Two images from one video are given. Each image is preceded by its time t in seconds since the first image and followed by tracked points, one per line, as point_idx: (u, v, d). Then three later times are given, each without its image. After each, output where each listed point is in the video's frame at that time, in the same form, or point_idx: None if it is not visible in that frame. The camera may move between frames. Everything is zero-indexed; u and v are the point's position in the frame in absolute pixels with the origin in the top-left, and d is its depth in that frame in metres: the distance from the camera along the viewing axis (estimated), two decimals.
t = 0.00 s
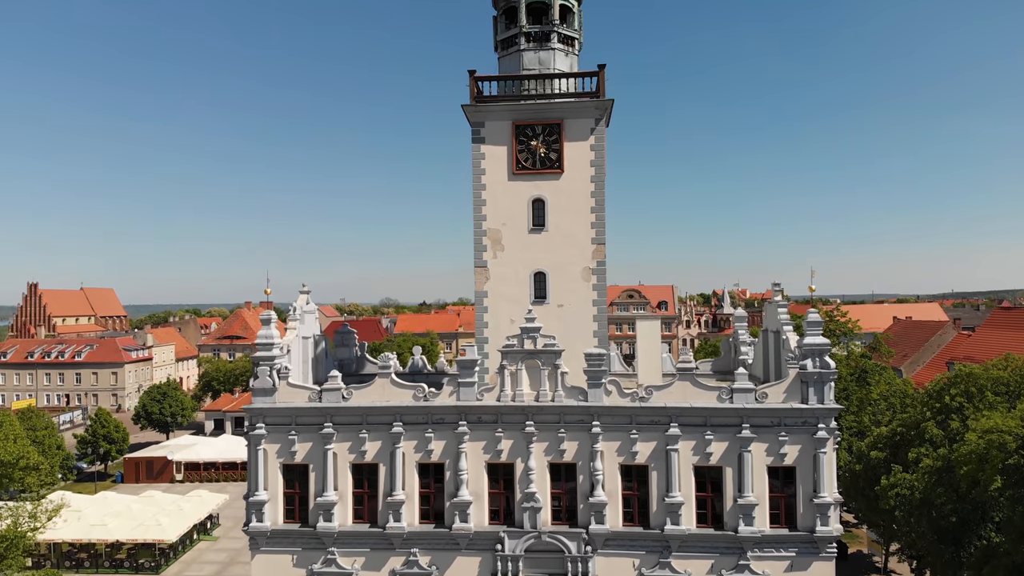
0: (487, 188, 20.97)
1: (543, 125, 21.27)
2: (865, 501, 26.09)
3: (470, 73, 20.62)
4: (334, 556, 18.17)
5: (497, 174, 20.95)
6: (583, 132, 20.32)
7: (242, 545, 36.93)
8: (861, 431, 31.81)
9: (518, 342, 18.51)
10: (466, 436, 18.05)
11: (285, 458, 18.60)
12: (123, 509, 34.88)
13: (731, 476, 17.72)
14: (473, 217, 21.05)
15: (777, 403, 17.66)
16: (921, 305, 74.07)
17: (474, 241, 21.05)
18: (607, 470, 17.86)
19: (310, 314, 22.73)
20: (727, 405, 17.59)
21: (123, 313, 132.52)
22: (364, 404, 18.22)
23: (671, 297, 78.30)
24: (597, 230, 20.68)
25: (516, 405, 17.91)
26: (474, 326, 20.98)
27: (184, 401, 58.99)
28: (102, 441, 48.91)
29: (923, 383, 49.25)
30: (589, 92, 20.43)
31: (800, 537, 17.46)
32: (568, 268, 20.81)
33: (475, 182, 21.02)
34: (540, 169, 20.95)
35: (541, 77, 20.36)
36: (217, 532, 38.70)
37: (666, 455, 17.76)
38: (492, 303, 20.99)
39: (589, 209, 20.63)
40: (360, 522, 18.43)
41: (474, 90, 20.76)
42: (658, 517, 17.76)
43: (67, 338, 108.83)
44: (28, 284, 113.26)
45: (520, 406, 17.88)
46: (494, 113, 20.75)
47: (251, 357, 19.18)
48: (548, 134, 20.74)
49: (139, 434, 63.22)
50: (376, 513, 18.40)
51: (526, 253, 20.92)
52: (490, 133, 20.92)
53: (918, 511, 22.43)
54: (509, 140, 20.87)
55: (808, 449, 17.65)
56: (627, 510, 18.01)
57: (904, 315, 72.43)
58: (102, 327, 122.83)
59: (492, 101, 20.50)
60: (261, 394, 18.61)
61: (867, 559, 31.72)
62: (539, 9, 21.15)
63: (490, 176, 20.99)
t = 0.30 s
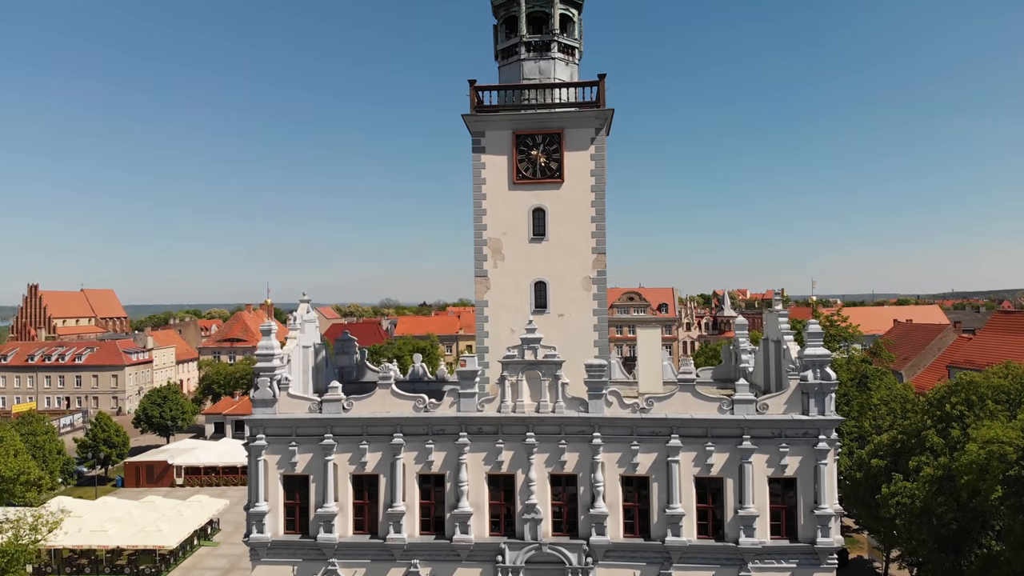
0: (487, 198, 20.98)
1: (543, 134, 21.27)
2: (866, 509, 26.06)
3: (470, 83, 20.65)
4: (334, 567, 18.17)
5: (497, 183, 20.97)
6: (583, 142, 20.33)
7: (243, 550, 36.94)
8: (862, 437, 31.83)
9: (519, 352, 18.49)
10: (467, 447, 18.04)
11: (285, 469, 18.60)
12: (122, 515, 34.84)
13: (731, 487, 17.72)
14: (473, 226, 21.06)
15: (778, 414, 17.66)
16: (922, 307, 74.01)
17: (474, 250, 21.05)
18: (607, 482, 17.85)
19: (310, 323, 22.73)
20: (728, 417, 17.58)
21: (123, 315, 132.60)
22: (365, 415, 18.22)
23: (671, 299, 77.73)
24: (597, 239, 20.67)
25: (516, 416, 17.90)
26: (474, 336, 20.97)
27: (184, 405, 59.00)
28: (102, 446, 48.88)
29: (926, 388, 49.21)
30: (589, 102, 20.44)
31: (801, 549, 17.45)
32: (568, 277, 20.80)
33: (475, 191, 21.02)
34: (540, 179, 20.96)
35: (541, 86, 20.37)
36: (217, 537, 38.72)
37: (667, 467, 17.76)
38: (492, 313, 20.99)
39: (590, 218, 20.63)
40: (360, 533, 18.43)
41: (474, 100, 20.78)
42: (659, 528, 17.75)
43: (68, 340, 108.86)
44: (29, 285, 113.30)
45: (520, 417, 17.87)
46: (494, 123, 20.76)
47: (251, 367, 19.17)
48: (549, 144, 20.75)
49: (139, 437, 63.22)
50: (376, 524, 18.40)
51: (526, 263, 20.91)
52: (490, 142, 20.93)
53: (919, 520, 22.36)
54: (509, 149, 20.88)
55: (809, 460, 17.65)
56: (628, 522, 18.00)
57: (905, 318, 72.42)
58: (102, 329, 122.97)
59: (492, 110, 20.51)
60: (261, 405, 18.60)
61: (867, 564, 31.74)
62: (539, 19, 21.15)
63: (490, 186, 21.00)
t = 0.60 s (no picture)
0: (488, 207, 20.98)
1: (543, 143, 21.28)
2: (866, 516, 26.05)
3: (471, 92, 20.65)
4: None
5: (498, 193, 20.99)
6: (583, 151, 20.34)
7: (243, 556, 36.94)
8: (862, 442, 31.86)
9: (519, 363, 18.46)
10: (467, 458, 18.03)
11: (285, 480, 18.59)
12: (123, 521, 34.83)
13: (733, 499, 17.71)
14: (474, 236, 21.06)
15: (779, 425, 17.65)
16: (921, 310, 74.07)
17: (474, 260, 21.05)
18: (608, 493, 17.85)
19: (311, 331, 22.72)
20: (729, 428, 17.57)
21: (123, 316, 132.61)
22: (365, 426, 18.21)
23: (671, 303, 77.25)
24: (598, 248, 20.66)
25: (517, 427, 17.88)
26: (475, 346, 20.95)
27: (184, 408, 58.96)
28: (103, 450, 48.86)
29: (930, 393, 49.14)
30: (589, 111, 20.44)
31: (802, 560, 17.43)
32: (569, 287, 20.78)
33: (476, 201, 21.02)
34: (540, 188, 20.98)
35: (541, 96, 20.38)
36: (218, 543, 38.74)
37: (668, 478, 17.74)
38: (492, 322, 20.98)
39: (590, 228, 20.63)
40: (360, 544, 18.43)
41: (474, 109, 20.80)
42: (660, 539, 17.73)
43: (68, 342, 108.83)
44: (29, 287, 113.30)
45: (521, 428, 17.85)
46: (495, 132, 20.76)
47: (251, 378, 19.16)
48: (549, 153, 20.74)
49: (139, 441, 63.23)
50: (377, 535, 18.40)
51: (526, 272, 20.91)
52: (491, 152, 20.93)
53: (919, 529, 22.31)
54: (509, 159, 20.89)
55: (810, 471, 17.65)
56: (629, 532, 17.99)
57: (905, 321, 72.35)
58: (102, 330, 123.03)
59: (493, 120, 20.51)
60: (262, 416, 18.60)
61: (868, 569, 31.78)
62: (540, 28, 21.14)
63: (490, 195, 21.01)
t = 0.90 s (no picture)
0: (488, 217, 20.98)
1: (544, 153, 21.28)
2: (866, 524, 26.02)
3: (471, 102, 20.65)
4: None
5: (498, 202, 20.99)
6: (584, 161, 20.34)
7: (243, 561, 36.95)
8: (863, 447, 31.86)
9: (520, 374, 18.44)
10: (468, 469, 18.01)
11: (286, 490, 18.59)
12: (123, 526, 34.81)
13: (734, 510, 17.71)
14: (474, 245, 21.05)
15: (780, 437, 17.66)
16: (922, 313, 74.05)
17: (475, 269, 21.04)
18: (609, 504, 17.83)
19: (312, 340, 22.72)
20: (730, 439, 17.57)
21: (123, 317, 132.74)
22: (365, 437, 18.20)
23: (671, 304, 77.08)
24: (599, 258, 20.66)
25: (518, 438, 17.85)
26: (475, 356, 20.93)
27: (184, 411, 58.84)
28: (103, 454, 48.81)
29: (933, 397, 49.09)
30: (590, 121, 20.44)
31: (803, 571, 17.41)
32: (569, 296, 20.77)
33: (477, 210, 21.02)
34: (541, 198, 20.98)
35: (542, 106, 20.38)
36: (218, 548, 38.76)
37: (669, 489, 17.72)
38: (493, 332, 20.95)
39: (591, 237, 20.63)
40: (361, 554, 18.43)
41: (475, 119, 20.79)
42: (661, 550, 17.73)
43: (68, 343, 108.86)
44: (29, 288, 113.24)
45: (522, 439, 17.83)
46: (495, 142, 20.77)
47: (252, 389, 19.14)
48: (549, 163, 20.75)
49: (139, 443, 63.21)
50: (377, 545, 18.40)
51: (527, 281, 20.89)
52: (491, 161, 20.94)
53: (920, 537, 22.18)
54: (510, 168, 20.89)
55: (811, 483, 17.65)
56: (630, 544, 17.98)
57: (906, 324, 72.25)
58: (102, 331, 123.12)
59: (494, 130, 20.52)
60: (262, 427, 18.61)
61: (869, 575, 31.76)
62: (540, 38, 21.12)
63: (491, 204, 21.00)
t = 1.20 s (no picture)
0: (489, 226, 20.98)
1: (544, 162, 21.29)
2: (866, 532, 26.01)
3: (472, 111, 20.65)
4: None
5: (499, 211, 20.98)
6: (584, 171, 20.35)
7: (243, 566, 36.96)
8: (864, 452, 31.91)
9: (521, 384, 18.42)
10: (468, 480, 18.00)
11: (286, 501, 18.59)
12: (124, 532, 34.81)
13: (734, 521, 17.70)
14: (475, 254, 21.04)
15: (781, 448, 17.64)
16: (922, 316, 74.07)
17: (475, 278, 21.02)
18: (610, 515, 17.82)
19: (312, 349, 22.70)
20: (731, 451, 17.57)
21: (124, 318, 132.76)
22: (365, 448, 18.19)
23: (671, 307, 76.83)
24: (599, 268, 20.67)
25: (519, 449, 17.83)
26: (476, 365, 20.91)
27: (185, 415, 58.81)
28: (104, 458, 48.80)
29: (934, 400, 49.07)
30: (590, 131, 20.45)
31: None
32: (570, 305, 20.77)
33: (478, 219, 21.02)
34: (541, 207, 20.97)
35: (542, 116, 20.38)
36: (219, 553, 38.78)
37: (669, 500, 17.72)
38: (494, 341, 20.93)
39: (591, 246, 20.65)
40: (361, 566, 18.43)
41: (475, 129, 20.78)
42: (661, 562, 17.72)
43: (68, 345, 108.84)
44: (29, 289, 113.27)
45: (523, 450, 17.81)
46: (496, 151, 20.78)
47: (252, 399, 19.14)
48: (550, 172, 20.76)
49: (139, 447, 63.17)
50: (378, 556, 18.41)
51: (527, 290, 20.88)
52: (492, 170, 20.94)
53: (921, 545, 22.10)
54: (511, 178, 20.91)
55: (811, 494, 17.66)
56: (630, 555, 17.96)
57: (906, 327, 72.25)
58: (102, 332, 123.14)
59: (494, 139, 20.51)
60: (263, 437, 18.62)
61: None
62: (541, 47, 21.08)
63: (491, 213, 21.00)
